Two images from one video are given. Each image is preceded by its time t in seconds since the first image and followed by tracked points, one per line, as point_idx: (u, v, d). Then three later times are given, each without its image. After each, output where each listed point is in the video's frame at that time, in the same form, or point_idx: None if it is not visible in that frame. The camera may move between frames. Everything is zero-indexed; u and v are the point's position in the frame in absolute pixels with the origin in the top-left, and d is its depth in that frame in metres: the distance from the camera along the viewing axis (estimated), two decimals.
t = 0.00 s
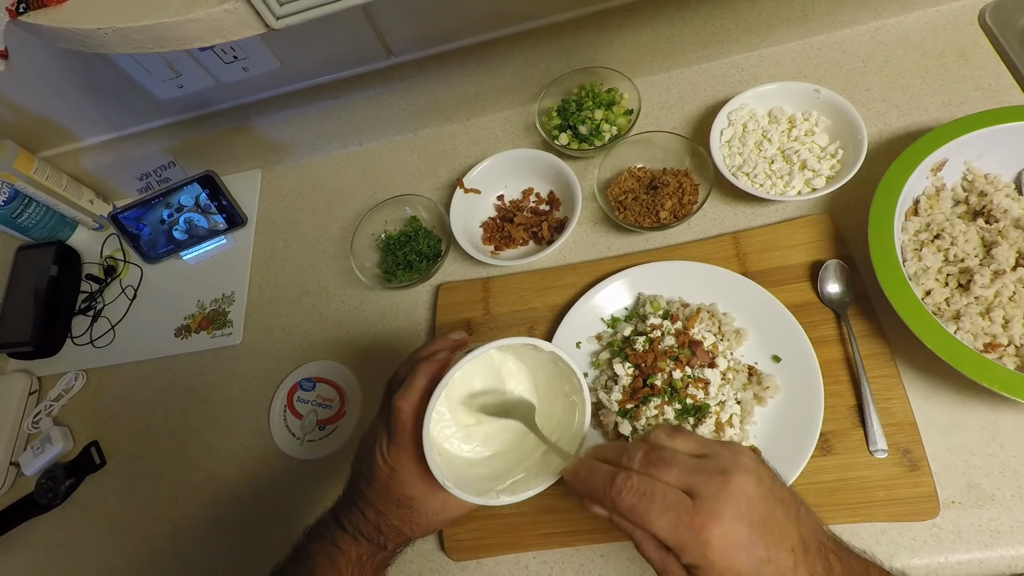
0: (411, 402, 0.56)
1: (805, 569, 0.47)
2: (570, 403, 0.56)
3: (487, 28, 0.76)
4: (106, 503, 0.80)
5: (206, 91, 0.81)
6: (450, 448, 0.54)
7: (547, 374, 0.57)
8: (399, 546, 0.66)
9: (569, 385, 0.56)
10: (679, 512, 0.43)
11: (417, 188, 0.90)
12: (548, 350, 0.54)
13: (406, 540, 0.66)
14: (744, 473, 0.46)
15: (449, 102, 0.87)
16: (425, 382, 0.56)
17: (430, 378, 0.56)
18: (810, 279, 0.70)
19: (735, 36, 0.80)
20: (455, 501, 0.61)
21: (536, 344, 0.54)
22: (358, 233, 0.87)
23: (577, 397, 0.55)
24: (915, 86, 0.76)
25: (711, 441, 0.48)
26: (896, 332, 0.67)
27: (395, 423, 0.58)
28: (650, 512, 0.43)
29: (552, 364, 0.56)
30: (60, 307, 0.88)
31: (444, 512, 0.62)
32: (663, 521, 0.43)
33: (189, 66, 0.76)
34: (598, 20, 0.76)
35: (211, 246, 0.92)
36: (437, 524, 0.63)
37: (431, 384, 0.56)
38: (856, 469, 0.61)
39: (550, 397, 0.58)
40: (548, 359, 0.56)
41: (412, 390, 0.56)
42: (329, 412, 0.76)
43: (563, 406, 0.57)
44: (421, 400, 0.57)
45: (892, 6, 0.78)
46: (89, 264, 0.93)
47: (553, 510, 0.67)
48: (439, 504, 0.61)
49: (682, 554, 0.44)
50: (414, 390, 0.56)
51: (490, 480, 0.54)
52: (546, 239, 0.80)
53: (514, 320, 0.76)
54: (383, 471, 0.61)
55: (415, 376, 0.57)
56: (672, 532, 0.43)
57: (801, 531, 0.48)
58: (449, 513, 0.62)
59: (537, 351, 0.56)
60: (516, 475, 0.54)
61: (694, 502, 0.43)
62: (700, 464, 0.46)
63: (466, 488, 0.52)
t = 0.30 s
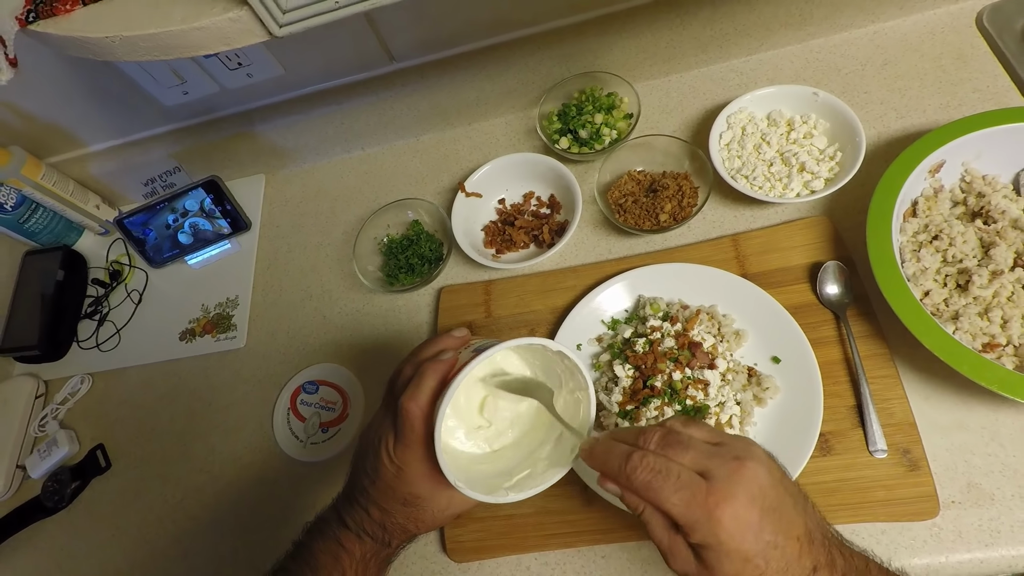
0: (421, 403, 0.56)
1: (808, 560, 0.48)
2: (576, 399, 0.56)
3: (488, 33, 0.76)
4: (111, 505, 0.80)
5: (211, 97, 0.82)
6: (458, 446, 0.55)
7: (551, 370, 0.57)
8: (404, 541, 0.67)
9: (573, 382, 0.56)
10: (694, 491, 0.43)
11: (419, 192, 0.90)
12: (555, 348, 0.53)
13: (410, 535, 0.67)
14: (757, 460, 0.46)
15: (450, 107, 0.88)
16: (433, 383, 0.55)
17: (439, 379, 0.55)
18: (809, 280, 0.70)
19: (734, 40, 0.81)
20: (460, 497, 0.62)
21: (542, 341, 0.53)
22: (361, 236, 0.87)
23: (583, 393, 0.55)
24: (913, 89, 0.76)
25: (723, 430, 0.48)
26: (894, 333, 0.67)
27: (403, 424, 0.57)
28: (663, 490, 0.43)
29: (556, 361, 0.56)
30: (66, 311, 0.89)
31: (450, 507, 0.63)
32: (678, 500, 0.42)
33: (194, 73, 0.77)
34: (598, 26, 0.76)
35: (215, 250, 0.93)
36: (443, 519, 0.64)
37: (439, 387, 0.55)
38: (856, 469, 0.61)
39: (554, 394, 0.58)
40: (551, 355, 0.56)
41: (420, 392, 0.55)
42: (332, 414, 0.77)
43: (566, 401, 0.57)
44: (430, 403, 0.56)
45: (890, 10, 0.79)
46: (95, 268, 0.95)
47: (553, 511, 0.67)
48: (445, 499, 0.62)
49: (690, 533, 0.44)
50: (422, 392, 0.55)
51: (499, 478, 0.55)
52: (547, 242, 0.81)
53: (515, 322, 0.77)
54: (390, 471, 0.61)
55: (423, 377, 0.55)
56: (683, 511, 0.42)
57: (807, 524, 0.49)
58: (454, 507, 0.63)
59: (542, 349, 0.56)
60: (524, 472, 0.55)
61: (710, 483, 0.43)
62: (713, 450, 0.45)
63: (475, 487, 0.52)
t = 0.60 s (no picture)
0: (426, 407, 0.56)
1: None
2: (577, 392, 0.57)
3: (485, 37, 0.76)
4: (112, 512, 0.81)
5: (210, 104, 0.82)
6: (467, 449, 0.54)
7: (549, 364, 0.58)
8: (415, 544, 0.67)
9: (574, 375, 0.57)
10: (703, 488, 0.49)
11: (418, 196, 0.90)
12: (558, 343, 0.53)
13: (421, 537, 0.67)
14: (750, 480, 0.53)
15: (449, 111, 0.88)
16: (437, 388, 0.56)
17: (442, 382, 0.56)
18: (809, 283, 0.70)
19: (733, 43, 0.80)
20: (470, 496, 0.62)
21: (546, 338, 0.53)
22: (360, 241, 0.87)
23: (586, 385, 0.56)
24: (913, 90, 0.76)
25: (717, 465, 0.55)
26: (895, 336, 0.67)
27: (407, 428, 0.58)
28: (675, 484, 0.49)
29: (557, 356, 0.56)
30: (67, 318, 0.89)
31: (460, 506, 0.63)
32: (687, 496, 0.49)
33: (193, 79, 0.77)
34: (595, 29, 0.76)
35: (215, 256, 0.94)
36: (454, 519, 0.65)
37: (443, 389, 0.55)
38: (857, 473, 0.61)
39: (555, 387, 0.59)
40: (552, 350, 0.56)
41: (424, 396, 0.56)
42: (332, 420, 0.77)
43: (566, 395, 0.58)
44: (434, 406, 0.56)
45: (889, 11, 0.78)
46: (96, 275, 0.95)
47: (552, 516, 0.67)
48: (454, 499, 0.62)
49: (701, 531, 0.49)
50: (427, 396, 0.56)
51: (509, 475, 0.55)
52: (546, 246, 0.81)
53: (515, 326, 0.77)
54: (399, 474, 0.62)
55: (426, 382, 0.56)
56: (694, 504, 0.49)
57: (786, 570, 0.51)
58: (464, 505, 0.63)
59: (542, 345, 0.56)
60: (532, 467, 0.55)
61: (715, 486, 0.50)
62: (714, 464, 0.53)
63: (488, 486, 0.52)
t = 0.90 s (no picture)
0: (438, 395, 0.56)
1: None
2: (571, 363, 0.56)
3: (483, 41, 0.76)
4: (114, 521, 0.81)
5: (207, 110, 0.82)
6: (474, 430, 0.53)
7: (538, 342, 0.58)
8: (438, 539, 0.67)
9: (563, 348, 0.56)
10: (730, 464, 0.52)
11: (417, 201, 0.90)
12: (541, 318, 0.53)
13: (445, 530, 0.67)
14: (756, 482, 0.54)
15: (448, 115, 0.88)
16: (444, 376, 0.56)
17: (448, 370, 0.56)
18: (811, 285, 0.69)
19: (733, 44, 0.80)
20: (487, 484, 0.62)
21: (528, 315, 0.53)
22: (359, 246, 0.87)
23: (576, 355, 0.55)
24: (915, 90, 0.75)
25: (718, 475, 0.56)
26: (898, 338, 0.66)
27: (420, 417, 0.58)
28: (708, 456, 0.51)
29: (543, 333, 0.56)
30: (67, 326, 0.89)
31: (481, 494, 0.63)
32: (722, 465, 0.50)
33: (189, 86, 0.77)
34: (593, 32, 0.76)
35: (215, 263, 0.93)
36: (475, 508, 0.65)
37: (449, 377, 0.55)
38: (861, 478, 0.61)
39: (549, 366, 0.59)
40: (539, 328, 0.55)
41: (434, 385, 0.56)
42: (333, 426, 0.77)
43: (559, 370, 0.58)
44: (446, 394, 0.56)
45: (891, 10, 0.78)
46: (96, 283, 0.95)
47: (554, 522, 0.67)
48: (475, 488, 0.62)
49: (736, 495, 0.48)
50: (434, 385, 0.56)
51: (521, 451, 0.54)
52: (546, 250, 0.80)
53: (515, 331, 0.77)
54: (417, 465, 0.62)
55: (433, 372, 0.56)
56: (729, 472, 0.50)
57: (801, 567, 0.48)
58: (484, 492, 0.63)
59: (527, 325, 0.56)
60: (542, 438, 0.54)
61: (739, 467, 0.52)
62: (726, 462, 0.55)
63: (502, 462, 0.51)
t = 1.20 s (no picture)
0: (415, 393, 0.58)
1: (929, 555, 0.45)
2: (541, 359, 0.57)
3: (490, 41, 0.76)
4: (108, 522, 0.79)
5: (209, 105, 0.81)
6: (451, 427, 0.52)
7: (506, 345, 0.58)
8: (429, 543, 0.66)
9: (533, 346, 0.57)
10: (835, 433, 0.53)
11: (420, 200, 0.90)
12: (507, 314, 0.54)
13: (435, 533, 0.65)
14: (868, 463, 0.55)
15: (452, 115, 0.88)
16: (420, 374, 0.58)
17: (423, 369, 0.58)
18: (813, 290, 0.70)
19: (738, 49, 0.80)
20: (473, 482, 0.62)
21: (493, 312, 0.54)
22: (360, 245, 0.86)
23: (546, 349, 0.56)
24: (918, 98, 0.76)
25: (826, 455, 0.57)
26: (900, 343, 0.67)
27: (399, 416, 0.59)
28: (813, 423, 0.53)
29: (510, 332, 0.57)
30: (62, 324, 0.88)
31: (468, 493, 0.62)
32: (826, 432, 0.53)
33: (191, 81, 0.76)
34: (600, 34, 0.76)
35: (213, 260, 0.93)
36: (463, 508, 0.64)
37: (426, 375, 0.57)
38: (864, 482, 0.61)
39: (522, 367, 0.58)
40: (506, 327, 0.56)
41: (411, 382, 0.58)
42: (333, 427, 0.76)
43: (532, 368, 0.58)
44: (422, 391, 0.58)
45: (895, 19, 0.78)
46: (91, 280, 0.93)
47: (556, 525, 0.66)
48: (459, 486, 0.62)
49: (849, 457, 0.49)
50: (411, 383, 0.58)
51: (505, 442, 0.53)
52: (549, 251, 0.80)
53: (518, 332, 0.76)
54: (400, 467, 0.62)
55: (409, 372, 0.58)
56: (835, 439, 0.52)
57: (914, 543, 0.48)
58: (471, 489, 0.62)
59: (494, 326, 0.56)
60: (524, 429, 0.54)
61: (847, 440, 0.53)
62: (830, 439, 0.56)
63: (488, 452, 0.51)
